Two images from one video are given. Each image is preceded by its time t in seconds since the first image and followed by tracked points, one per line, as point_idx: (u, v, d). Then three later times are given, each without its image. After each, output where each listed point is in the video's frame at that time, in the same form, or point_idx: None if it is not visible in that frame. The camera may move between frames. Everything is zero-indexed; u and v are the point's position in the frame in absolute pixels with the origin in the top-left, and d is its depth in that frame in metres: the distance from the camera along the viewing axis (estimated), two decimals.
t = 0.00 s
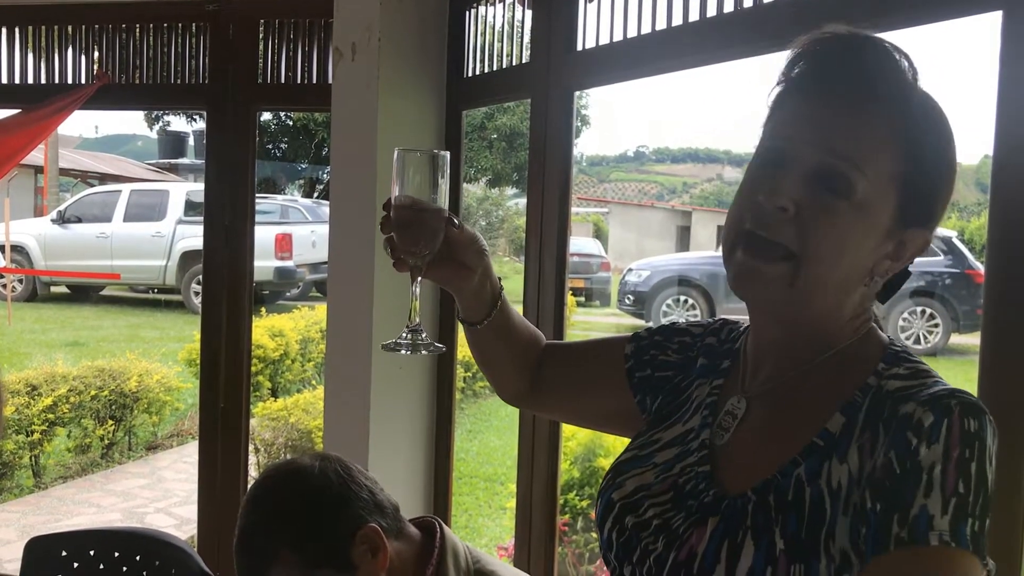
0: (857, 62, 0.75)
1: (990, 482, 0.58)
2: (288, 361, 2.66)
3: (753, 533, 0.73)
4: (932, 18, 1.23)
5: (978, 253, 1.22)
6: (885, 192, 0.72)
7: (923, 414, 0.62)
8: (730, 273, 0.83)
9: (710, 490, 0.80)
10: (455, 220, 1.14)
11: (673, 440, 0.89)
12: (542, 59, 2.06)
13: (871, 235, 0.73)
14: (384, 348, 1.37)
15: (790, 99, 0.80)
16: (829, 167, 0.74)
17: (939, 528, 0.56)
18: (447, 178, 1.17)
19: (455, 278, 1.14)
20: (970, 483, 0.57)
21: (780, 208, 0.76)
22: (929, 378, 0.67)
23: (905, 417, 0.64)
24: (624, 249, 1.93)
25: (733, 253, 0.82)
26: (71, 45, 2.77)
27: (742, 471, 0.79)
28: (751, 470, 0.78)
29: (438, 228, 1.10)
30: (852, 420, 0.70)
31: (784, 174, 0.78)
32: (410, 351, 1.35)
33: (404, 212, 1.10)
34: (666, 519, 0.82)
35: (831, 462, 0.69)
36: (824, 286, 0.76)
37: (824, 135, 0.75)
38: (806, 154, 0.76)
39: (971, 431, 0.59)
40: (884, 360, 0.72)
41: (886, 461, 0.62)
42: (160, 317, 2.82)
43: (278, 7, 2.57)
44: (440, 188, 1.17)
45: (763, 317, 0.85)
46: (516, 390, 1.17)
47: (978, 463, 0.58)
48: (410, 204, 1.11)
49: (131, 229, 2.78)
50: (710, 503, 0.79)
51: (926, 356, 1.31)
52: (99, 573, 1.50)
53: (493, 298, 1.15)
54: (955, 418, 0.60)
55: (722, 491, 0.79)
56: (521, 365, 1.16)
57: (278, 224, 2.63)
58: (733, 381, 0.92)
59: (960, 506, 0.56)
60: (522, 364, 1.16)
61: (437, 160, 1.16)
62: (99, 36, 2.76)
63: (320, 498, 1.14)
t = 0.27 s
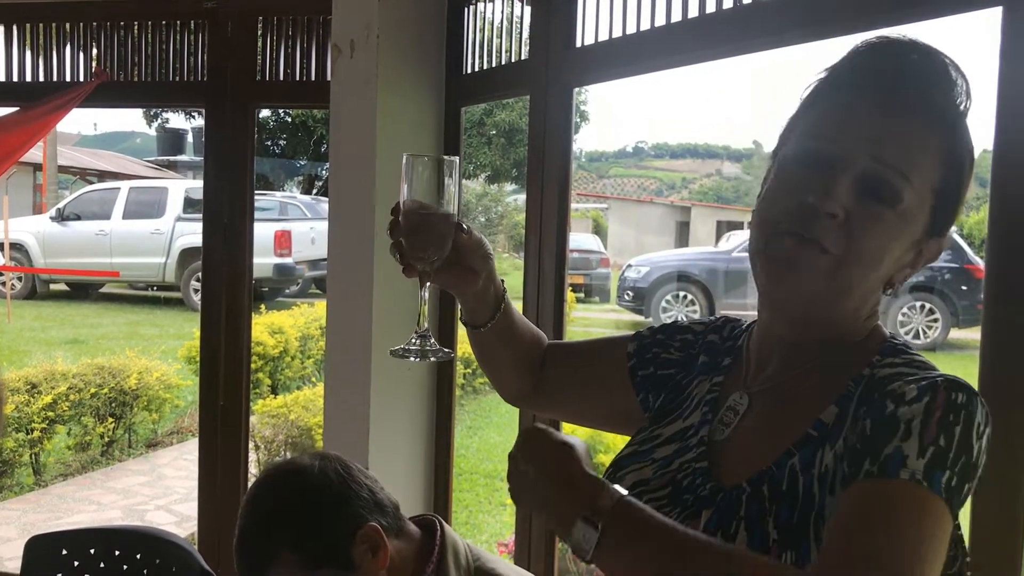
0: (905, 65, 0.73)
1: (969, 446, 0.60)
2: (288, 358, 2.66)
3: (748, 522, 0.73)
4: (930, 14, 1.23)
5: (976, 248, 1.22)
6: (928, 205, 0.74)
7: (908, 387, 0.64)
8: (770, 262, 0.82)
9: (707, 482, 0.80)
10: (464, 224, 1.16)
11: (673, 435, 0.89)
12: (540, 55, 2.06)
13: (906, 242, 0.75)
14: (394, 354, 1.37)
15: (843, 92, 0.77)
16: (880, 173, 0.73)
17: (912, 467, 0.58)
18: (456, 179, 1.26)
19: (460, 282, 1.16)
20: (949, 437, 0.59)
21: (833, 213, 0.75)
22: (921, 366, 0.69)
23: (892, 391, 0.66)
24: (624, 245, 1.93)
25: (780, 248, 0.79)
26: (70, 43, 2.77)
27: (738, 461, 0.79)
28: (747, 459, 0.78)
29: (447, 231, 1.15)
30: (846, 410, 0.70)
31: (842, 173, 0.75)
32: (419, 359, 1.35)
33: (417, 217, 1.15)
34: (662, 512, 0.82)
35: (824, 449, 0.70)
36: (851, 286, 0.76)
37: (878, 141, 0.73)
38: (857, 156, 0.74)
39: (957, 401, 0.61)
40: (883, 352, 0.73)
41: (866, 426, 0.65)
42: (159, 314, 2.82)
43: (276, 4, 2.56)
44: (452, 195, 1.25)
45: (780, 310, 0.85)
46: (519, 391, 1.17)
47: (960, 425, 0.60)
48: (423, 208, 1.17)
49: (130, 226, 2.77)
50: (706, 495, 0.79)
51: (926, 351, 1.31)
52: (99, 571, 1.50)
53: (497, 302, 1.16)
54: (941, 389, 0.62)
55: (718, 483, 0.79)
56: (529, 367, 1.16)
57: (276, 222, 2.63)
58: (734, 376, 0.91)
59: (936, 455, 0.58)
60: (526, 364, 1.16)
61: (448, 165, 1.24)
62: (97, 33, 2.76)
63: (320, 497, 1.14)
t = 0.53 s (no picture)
0: (832, 53, 0.74)
1: (936, 424, 0.60)
2: (287, 354, 2.67)
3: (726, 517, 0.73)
4: (929, 7, 1.23)
5: (976, 242, 1.23)
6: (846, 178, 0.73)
7: (874, 366, 0.66)
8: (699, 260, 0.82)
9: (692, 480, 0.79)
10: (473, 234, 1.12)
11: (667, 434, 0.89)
12: (538, 49, 2.06)
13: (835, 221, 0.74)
14: (405, 358, 1.37)
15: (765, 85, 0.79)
16: (792, 150, 0.74)
17: (859, 428, 0.59)
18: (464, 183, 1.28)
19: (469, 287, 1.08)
20: (908, 406, 0.60)
21: (734, 188, 0.78)
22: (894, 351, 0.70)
23: (859, 371, 0.67)
24: (624, 240, 1.93)
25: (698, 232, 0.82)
26: (67, 39, 2.77)
27: (725, 456, 0.79)
28: (732, 453, 0.78)
29: (461, 237, 1.13)
30: (819, 393, 0.70)
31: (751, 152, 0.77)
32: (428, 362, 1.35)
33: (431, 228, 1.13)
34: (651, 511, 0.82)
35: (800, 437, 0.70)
36: (788, 273, 0.75)
37: (791, 124, 0.75)
38: (772, 138, 0.76)
39: (923, 377, 0.62)
40: (865, 343, 0.72)
41: (832, 403, 0.66)
42: (158, 310, 2.81)
43: None
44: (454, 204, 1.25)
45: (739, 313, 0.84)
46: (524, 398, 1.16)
47: (924, 398, 0.60)
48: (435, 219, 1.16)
49: (128, 223, 2.77)
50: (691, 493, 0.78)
51: (925, 347, 1.30)
52: (100, 568, 1.49)
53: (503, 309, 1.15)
54: (908, 366, 0.63)
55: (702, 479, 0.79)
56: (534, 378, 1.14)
57: (276, 218, 2.63)
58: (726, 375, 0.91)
59: (889, 419, 0.59)
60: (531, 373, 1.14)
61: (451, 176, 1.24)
62: (94, 29, 2.75)
63: (317, 492, 1.13)
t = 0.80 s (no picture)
0: (766, 55, 0.77)
1: (936, 426, 0.61)
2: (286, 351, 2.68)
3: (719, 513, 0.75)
4: (928, 3, 1.23)
5: (974, 237, 1.23)
6: (787, 169, 0.75)
7: (876, 365, 0.66)
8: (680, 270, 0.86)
9: (687, 478, 0.80)
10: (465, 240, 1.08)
11: (667, 432, 0.90)
12: (537, 46, 2.05)
13: (788, 215, 0.75)
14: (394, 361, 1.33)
15: (722, 93, 0.83)
16: (736, 157, 0.78)
17: (861, 432, 0.61)
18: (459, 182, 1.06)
19: (464, 295, 1.12)
20: (910, 411, 0.61)
21: (690, 201, 0.82)
22: (897, 347, 0.70)
23: (861, 368, 0.68)
24: (622, 236, 1.93)
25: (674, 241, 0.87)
26: (64, 36, 2.76)
27: (719, 452, 0.80)
28: (727, 451, 0.79)
29: (447, 245, 0.99)
30: (816, 389, 0.71)
31: (701, 163, 0.82)
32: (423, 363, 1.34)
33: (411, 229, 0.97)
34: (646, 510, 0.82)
35: (796, 431, 0.71)
36: (756, 273, 0.78)
37: (737, 130, 0.78)
38: (723, 146, 0.80)
39: (928, 376, 0.63)
40: (864, 339, 0.73)
41: (832, 400, 0.67)
42: (158, 308, 2.81)
43: None
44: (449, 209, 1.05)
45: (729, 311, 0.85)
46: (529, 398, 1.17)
47: (926, 400, 0.62)
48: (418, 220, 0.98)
49: (127, 220, 2.78)
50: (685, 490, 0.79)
51: (924, 342, 1.31)
52: (98, 566, 1.50)
53: (502, 314, 1.16)
54: (914, 365, 0.64)
55: (696, 476, 0.80)
56: (539, 380, 1.16)
57: (275, 215, 2.63)
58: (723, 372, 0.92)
59: (891, 426, 0.61)
60: (535, 374, 1.16)
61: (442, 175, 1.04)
62: (91, 27, 2.74)
63: (315, 490, 1.13)
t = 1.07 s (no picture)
0: (714, 63, 0.83)
1: (938, 432, 0.66)
2: (283, 349, 2.70)
3: (717, 518, 0.79)
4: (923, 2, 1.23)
5: (970, 235, 1.23)
6: (745, 169, 0.79)
7: (875, 376, 0.70)
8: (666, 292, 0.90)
9: (682, 484, 0.84)
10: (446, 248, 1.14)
11: (656, 438, 0.94)
12: (533, 44, 2.05)
13: (752, 219, 0.80)
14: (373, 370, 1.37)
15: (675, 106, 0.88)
16: (693, 165, 0.83)
17: (874, 454, 0.65)
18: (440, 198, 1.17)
19: (445, 301, 1.15)
20: (916, 425, 0.66)
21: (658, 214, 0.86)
22: (887, 352, 0.74)
23: (860, 378, 0.71)
24: (619, 235, 1.92)
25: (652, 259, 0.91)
26: (61, 35, 2.76)
27: (714, 457, 0.84)
28: (722, 457, 0.83)
29: (428, 253, 1.10)
30: (811, 396, 0.75)
31: (663, 176, 0.87)
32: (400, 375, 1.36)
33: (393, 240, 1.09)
34: (641, 514, 0.86)
35: (792, 437, 0.74)
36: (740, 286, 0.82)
37: (691, 138, 0.83)
38: (680, 155, 0.85)
39: (927, 384, 0.67)
40: (854, 341, 0.78)
41: (832, 412, 0.71)
42: (154, 307, 2.81)
43: None
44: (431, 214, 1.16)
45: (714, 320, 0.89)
46: (518, 407, 1.18)
47: (928, 409, 0.66)
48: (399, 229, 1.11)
49: (125, 219, 2.76)
50: (679, 496, 0.84)
51: (920, 339, 1.31)
52: (94, 564, 1.50)
53: (489, 321, 1.16)
54: (912, 374, 0.68)
55: (693, 483, 0.84)
56: (528, 387, 1.16)
57: (271, 214, 2.63)
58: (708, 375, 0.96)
59: (900, 443, 0.65)
60: (525, 381, 1.16)
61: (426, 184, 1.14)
62: (88, 25, 2.74)
63: (309, 489, 1.13)
